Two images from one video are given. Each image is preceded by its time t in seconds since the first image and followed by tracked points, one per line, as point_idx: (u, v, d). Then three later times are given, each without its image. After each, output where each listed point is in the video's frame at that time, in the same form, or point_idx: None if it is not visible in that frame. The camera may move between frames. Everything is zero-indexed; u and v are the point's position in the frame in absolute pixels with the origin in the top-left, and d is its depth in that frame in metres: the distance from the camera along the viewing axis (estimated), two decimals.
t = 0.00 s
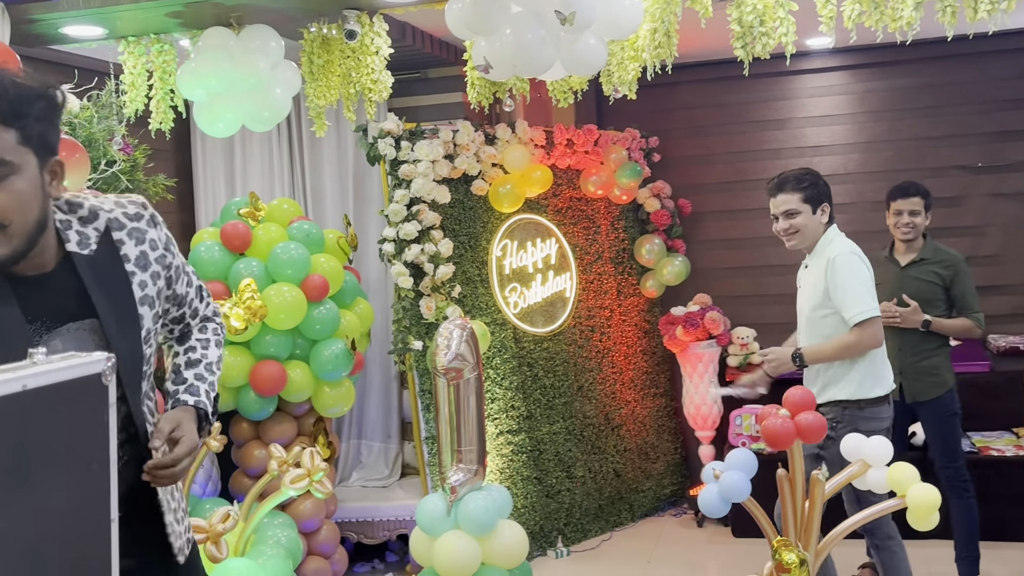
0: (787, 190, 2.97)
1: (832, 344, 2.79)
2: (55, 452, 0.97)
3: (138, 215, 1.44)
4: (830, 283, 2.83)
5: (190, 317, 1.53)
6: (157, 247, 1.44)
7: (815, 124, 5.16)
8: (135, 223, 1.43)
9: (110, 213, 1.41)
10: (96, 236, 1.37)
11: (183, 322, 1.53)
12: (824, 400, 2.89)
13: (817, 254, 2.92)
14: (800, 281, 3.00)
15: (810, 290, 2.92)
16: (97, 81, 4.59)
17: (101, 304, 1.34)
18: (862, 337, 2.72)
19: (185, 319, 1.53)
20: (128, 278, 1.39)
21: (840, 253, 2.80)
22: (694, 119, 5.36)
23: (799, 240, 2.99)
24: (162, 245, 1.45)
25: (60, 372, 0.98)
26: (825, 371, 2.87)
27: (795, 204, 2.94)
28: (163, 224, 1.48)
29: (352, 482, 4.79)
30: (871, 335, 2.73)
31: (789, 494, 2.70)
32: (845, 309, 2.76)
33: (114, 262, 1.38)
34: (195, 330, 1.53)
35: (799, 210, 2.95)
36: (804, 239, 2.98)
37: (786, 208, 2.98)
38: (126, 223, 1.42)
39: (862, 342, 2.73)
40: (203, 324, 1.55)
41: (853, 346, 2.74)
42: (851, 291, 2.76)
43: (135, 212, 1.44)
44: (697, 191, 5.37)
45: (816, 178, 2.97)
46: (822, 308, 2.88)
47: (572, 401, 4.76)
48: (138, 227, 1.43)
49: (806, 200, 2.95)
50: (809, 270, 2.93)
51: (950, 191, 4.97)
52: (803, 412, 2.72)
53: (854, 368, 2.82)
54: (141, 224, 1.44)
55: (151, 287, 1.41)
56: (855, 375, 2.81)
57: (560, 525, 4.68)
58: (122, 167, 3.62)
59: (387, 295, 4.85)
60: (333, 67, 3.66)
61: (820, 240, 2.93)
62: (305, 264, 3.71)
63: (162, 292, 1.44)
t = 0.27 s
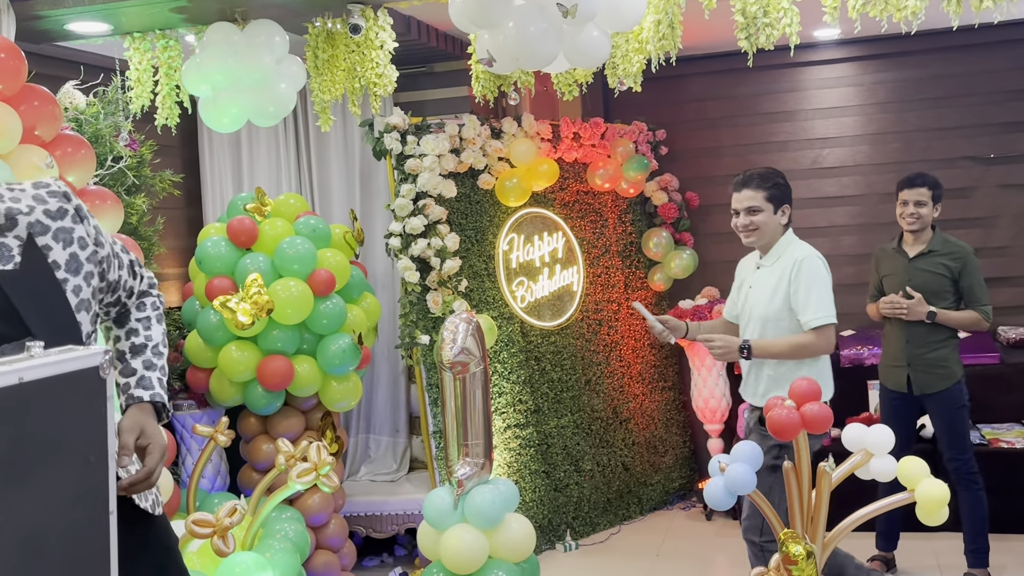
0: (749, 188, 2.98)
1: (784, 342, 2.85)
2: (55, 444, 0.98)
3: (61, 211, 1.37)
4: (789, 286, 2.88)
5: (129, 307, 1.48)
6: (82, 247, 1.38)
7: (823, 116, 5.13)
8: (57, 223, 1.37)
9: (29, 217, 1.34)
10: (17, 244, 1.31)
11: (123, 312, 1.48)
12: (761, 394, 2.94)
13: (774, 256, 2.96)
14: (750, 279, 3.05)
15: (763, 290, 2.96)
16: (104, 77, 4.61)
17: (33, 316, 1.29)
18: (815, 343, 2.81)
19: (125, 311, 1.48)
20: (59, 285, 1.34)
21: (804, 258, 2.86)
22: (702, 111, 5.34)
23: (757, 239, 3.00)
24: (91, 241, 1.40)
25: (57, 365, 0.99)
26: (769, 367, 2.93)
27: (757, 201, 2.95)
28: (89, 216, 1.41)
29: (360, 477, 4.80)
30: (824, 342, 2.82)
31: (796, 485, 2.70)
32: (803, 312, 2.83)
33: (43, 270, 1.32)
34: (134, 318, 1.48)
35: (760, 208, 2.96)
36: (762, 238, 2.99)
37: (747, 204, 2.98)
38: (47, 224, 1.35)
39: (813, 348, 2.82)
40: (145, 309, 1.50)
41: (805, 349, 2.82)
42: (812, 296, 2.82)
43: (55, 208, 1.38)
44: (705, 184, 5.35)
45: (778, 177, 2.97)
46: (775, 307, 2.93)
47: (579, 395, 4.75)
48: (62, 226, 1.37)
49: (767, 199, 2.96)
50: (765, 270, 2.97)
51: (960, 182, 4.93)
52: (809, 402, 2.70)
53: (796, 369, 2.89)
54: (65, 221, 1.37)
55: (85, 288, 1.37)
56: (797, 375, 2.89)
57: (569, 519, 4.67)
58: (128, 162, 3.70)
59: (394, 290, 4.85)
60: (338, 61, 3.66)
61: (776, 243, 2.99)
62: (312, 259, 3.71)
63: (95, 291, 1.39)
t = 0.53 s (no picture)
0: (710, 172, 3.06)
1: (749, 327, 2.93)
2: (53, 440, 0.98)
3: (33, 207, 1.41)
4: (752, 271, 2.97)
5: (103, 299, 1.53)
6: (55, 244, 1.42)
7: (832, 108, 5.11)
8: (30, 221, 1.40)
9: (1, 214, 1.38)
10: None
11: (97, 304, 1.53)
12: (725, 380, 3.00)
13: (734, 242, 3.05)
14: (707, 265, 3.13)
15: (724, 276, 3.04)
16: (112, 74, 4.62)
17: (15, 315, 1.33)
18: (779, 329, 2.90)
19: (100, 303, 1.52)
20: (37, 283, 1.38)
21: (765, 244, 2.95)
22: (711, 104, 5.32)
23: (717, 224, 3.07)
24: (65, 236, 1.44)
25: (54, 363, 0.99)
26: (732, 353, 2.99)
27: (718, 184, 3.03)
28: (61, 211, 1.46)
29: (370, 472, 4.82)
30: (786, 328, 2.91)
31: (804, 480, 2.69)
32: (767, 297, 2.92)
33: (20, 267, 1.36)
34: (109, 309, 1.53)
35: (721, 192, 3.04)
36: (721, 222, 3.07)
37: (707, 188, 3.06)
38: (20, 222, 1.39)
39: (777, 333, 2.91)
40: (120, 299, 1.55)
41: (769, 335, 2.91)
42: (775, 282, 2.92)
43: (28, 204, 1.42)
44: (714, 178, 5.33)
45: (738, 162, 3.07)
46: (736, 292, 3.01)
47: (588, 389, 4.75)
48: (36, 224, 1.41)
49: (727, 183, 3.05)
50: (725, 256, 3.06)
51: (970, 174, 4.90)
52: (814, 394, 2.71)
53: (760, 355, 2.97)
54: (38, 217, 1.42)
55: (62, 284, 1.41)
56: (760, 361, 2.96)
57: (578, 513, 4.67)
58: (137, 159, 3.71)
59: (403, 285, 4.85)
60: (345, 57, 3.66)
61: (734, 229, 3.07)
62: (321, 255, 3.71)
63: (71, 285, 1.43)
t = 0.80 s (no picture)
0: (654, 172, 2.99)
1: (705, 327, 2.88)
2: (67, 433, 0.98)
3: (51, 192, 1.40)
4: (705, 271, 2.93)
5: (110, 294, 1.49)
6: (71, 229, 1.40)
7: (843, 101, 5.08)
8: (47, 203, 1.39)
9: (17, 196, 1.36)
10: (4, 224, 1.33)
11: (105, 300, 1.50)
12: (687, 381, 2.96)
13: (681, 243, 3.01)
14: (653, 267, 3.07)
15: (676, 278, 2.99)
16: (122, 69, 4.64)
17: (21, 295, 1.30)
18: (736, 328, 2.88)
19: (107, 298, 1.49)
20: (46, 267, 1.35)
21: (715, 244, 2.93)
22: (721, 97, 5.29)
23: (664, 224, 3.01)
24: (80, 224, 1.42)
25: (67, 356, 0.99)
26: (691, 354, 2.95)
27: (666, 185, 2.96)
28: (78, 200, 1.44)
29: (380, 466, 4.82)
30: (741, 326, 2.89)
31: (815, 473, 2.67)
32: (721, 297, 2.89)
33: (31, 249, 1.34)
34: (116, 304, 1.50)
35: (668, 191, 2.97)
36: (669, 223, 3.01)
37: (653, 187, 2.98)
38: (36, 205, 1.38)
39: (734, 333, 2.88)
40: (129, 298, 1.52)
41: (727, 334, 2.88)
42: (730, 282, 2.89)
43: (45, 188, 1.40)
44: (723, 171, 5.31)
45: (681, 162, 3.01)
46: (689, 293, 2.97)
47: (598, 383, 4.74)
48: (52, 209, 1.40)
49: (673, 182, 2.98)
50: (673, 258, 3.00)
51: (981, 167, 4.87)
52: (825, 388, 2.71)
53: (718, 354, 2.94)
54: (54, 202, 1.40)
55: (73, 270, 1.39)
56: (719, 360, 2.93)
57: (589, 507, 4.67)
58: (147, 153, 3.72)
59: (412, 279, 4.86)
60: (355, 51, 3.66)
61: (680, 230, 3.03)
62: (330, 249, 3.71)
63: (82, 275, 1.41)
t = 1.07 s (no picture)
0: (604, 121, 2.79)
1: (668, 274, 2.68)
2: (79, 427, 0.99)
3: (84, 173, 1.35)
4: (666, 216, 2.75)
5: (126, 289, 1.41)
6: (100, 209, 1.35)
7: (853, 94, 5.05)
8: (78, 180, 1.34)
9: (50, 169, 1.31)
10: (33, 192, 1.28)
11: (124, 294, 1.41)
12: (648, 336, 2.72)
13: (636, 189, 2.81)
14: (607, 218, 2.86)
15: (634, 227, 2.79)
16: (131, 65, 4.66)
17: (36, 261, 1.23)
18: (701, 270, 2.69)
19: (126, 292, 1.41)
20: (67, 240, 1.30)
21: (673, 185, 2.76)
22: (730, 91, 5.27)
23: (619, 174, 2.81)
24: (107, 207, 1.36)
25: (80, 351, 1.00)
26: (652, 304, 2.73)
27: (621, 131, 2.76)
28: (112, 185, 1.39)
29: (389, 460, 4.83)
30: (706, 269, 2.70)
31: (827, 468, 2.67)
32: (684, 241, 2.71)
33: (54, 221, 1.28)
34: (135, 299, 1.41)
35: (621, 139, 2.78)
36: (624, 171, 2.80)
37: (606, 136, 2.78)
38: (68, 181, 1.33)
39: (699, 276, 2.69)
40: (150, 301, 1.42)
41: (691, 278, 2.68)
42: (691, 225, 2.72)
43: (79, 169, 1.35)
44: (733, 164, 5.29)
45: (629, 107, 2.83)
46: (648, 241, 2.77)
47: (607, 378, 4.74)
48: (83, 187, 1.34)
49: (625, 130, 2.80)
50: (628, 205, 2.80)
51: (991, 160, 4.85)
52: (840, 386, 2.71)
53: (679, 303, 2.73)
54: (86, 183, 1.35)
55: (93, 250, 1.32)
56: (681, 309, 2.73)
57: (598, 501, 4.67)
58: (157, 149, 3.76)
59: (421, 274, 4.87)
60: (363, 46, 3.67)
61: (633, 178, 2.83)
62: (339, 244, 3.72)
63: (103, 256, 1.34)
